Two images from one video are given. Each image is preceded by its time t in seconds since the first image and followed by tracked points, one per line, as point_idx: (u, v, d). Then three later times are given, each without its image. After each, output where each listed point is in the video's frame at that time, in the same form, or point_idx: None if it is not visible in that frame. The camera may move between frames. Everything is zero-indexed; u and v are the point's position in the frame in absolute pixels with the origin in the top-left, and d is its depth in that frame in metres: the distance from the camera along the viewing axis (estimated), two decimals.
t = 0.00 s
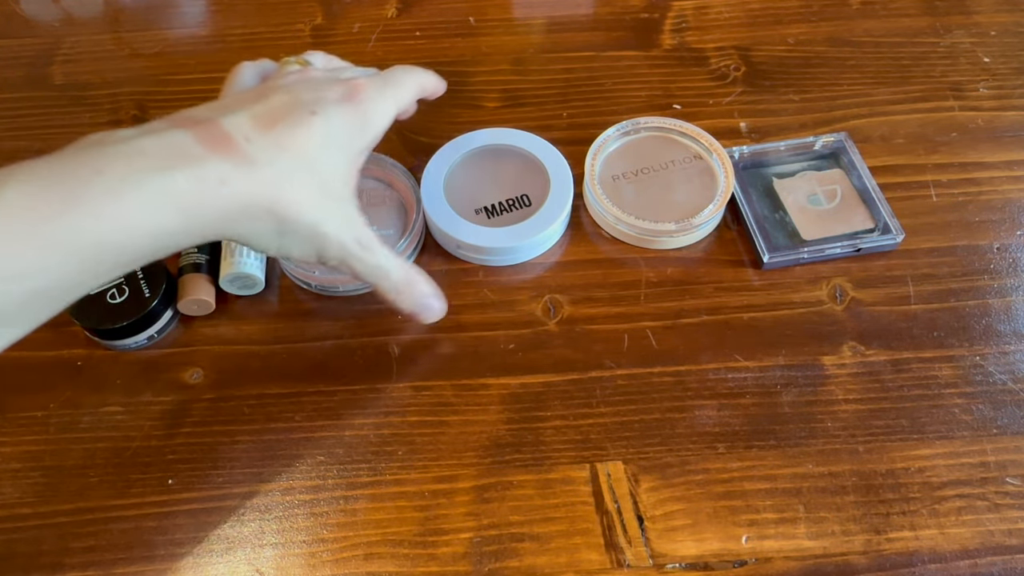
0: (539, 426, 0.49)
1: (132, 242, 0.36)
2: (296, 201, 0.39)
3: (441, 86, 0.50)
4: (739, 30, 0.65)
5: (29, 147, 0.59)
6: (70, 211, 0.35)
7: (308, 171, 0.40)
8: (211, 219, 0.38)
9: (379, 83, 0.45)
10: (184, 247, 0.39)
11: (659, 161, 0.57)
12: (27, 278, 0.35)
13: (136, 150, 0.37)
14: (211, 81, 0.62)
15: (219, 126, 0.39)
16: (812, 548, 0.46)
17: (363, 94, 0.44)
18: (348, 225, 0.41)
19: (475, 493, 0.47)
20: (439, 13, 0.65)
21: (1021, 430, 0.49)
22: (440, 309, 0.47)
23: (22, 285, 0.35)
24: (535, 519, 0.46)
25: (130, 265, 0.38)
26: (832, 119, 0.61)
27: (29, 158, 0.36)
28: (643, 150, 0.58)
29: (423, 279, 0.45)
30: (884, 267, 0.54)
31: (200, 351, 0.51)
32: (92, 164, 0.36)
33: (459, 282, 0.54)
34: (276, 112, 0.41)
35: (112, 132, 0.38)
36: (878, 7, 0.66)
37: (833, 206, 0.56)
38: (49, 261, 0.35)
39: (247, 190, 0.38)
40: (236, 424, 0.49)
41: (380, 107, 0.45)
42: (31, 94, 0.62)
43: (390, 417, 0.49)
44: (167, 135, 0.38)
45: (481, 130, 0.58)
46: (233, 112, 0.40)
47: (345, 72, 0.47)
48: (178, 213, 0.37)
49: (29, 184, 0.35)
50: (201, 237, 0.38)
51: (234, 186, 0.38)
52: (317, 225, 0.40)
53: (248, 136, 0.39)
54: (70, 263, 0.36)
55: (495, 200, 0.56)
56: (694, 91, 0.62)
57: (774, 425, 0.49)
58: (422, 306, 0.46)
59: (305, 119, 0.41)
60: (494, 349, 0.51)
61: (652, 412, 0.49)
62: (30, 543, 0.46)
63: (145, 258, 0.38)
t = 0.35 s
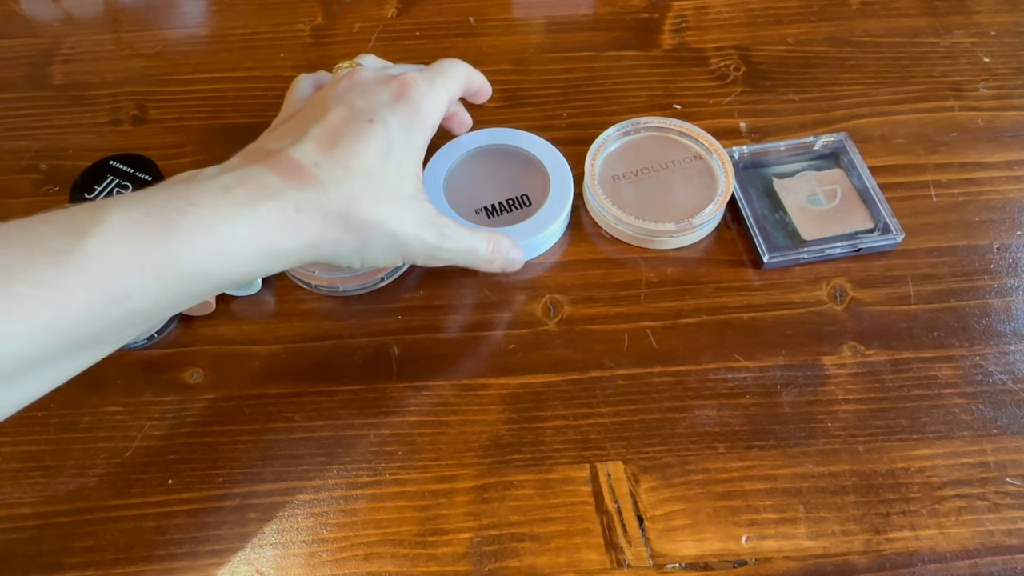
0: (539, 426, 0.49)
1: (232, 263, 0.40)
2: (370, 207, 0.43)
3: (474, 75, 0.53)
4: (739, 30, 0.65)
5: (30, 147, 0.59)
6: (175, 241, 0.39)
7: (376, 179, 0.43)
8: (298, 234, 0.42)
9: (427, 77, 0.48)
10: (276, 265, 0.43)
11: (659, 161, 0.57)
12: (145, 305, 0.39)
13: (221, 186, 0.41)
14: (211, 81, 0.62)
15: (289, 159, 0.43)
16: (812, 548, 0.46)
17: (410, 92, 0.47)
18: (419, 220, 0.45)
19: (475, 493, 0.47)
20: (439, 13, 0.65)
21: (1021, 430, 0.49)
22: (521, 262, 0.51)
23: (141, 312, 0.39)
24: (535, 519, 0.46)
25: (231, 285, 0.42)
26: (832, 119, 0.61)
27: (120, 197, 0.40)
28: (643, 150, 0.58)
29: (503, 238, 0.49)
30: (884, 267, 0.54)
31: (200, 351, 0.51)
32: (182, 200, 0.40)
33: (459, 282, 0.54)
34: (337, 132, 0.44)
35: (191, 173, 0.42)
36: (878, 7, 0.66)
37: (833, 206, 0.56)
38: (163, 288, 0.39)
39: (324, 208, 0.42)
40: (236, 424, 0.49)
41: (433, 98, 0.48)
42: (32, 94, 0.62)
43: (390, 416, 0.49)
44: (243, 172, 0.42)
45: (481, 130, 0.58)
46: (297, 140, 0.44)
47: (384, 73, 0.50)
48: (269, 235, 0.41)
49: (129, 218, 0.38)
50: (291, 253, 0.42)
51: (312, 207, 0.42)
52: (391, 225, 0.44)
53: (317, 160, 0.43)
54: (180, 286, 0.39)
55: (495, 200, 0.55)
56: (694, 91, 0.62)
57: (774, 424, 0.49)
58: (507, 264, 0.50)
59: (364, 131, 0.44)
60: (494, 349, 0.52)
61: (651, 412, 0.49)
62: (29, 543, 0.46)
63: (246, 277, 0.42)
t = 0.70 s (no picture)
0: (540, 426, 0.49)
1: (237, 299, 0.41)
2: (372, 236, 0.43)
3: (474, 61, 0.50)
4: (739, 30, 0.65)
5: (30, 148, 0.59)
6: (182, 278, 0.39)
7: (377, 204, 0.43)
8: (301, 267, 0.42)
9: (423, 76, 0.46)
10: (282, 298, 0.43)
11: (659, 161, 0.57)
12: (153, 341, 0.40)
13: (226, 221, 0.41)
14: (211, 81, 0.62)
15: (291, 188, 0.42)
16: (812, 548, 0.46)
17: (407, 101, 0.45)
18: (420, 244, 0.45)
19: (475, 493, 0.47)
20: (439, 13, 0.65)
21: (1021, 430, 0.49)
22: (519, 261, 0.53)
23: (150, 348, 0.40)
24: (535, 519, 0.46)
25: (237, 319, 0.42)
26: (832, 119, 0.61)
27: (125, 232, 0.40)
28: (643, 150, 0.58)
29: (508, 249, 0.50)
30: (884, 267, 0.54)
31: (200, 351, 0.51)
32: (187, 237, 0.40)
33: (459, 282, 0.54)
34: (333, 156, 0.43)
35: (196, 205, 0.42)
36: (878, 7, 0.66)
37: (833, 206, 0.56)
38: (174, 323, 0.39)
39: (327, 239, 0.42)
40: (236, 424, 0.49)
41: (432, 98, 0.46)
42: (31, 94, 0.62)
43: (390, 416, 0.49)
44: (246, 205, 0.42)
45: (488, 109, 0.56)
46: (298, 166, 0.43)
47: (382, 76, 0.48)
48: (274, 270, 0.41)
49: (140, 252, 0.39)
50: (294, 286, 0.43)
51: (314, 240, 0.42)
52: (394, 249, 0.44)
53: (316, 189, 0.42)
54: (189, 322, 0.40)
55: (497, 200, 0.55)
56: (694, 91, 0.62)
57: (774, 424, 0.49)
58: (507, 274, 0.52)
59: (364, 154, 0.43)
60: (493, 349, 0.52)
61: (651, 412, 0.49)
62: (28, 542, 0.46)
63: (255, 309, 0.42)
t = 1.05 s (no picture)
0: (540, 427, 0.49)
1: (134, 414, 0.39)
2: (279, 341, 0.38)
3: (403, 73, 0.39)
4: (739, 30, 0.65)
5: (30, 148, 0.59)
6: (60, 404, 0.37)
7: (276, 307, 0.37)
8: (202, 375, 0.39)
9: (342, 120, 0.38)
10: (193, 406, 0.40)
11: (659, 161, 0.58)
12: (44, 467, 0.38)
13: (111, 334, 0.39)
14: (211, 81, 0.62)
15: (187, 291, 0.38)
16: (812, 548, 0.46)
17: (316, 160, 0.38)
18: (342, 342, 0.39)
19: (475, 493, 0.47)
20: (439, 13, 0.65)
21: (1021, 430, 0.49)
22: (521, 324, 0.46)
23: (50, 471, 0.39)
24: (535, 519, 0.46)
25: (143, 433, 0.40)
26: (832, 119, 0.61)
27: (18, 341, 0.39)
28: (643, 150, 0.58)
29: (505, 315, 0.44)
30: (884, 267, 0.54)
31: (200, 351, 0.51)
32: (65, 358, 0.38)
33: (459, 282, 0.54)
34: (234, 250, 0.38)
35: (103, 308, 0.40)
36: (878, 7, 0.66)
37: (833, 206, 0.56)
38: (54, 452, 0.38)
39: (223, 347, 0.38)
40: (236, 423, 0.49)
41: (347, 152, 0.38)
42: (31, 94, 0.62)
43: (390, 416, 0.49)
44: (145, 307, 0.39)
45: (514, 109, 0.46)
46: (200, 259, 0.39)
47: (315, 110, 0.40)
48: (175, 381, 0.39)
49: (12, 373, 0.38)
50: (202, 393, 0.40)
51: (211, 348, 0.38)
52: (315, 349, 0.39)
53: (210, 288, 0.38)
54: (82, 446, 0.38)
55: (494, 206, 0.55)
56: (694, 91, 0.62)
57: (774, 424, 0.49)
58: (499, 344, 0.46)
59: (262, 249, 0.37)
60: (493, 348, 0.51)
61: (651, 412, 0.49)
62: (27, 542, 0.46)
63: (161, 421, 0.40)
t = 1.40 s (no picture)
0: (540, 427, 0.49)
1: (59, 489, 0.42)
2: (200, 411, 0.39)
3: (332, 116, 0.36)
4: (739, 30, 0.65)
5: (29, 147, 0.59)
6: None
7: (192, 378, 0.38)
8: (121, 450, 0.41)
9: (258, 176, 0.35)
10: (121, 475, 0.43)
11: (659, 161, 0.58)
12: None
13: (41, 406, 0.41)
14: (210, 81, 0.62)
15: (112, 359, 0.40)
16: (812, 548, 0.46)
17: (231, 221, 0.35)
18: (261, 411, 0.39)
19: (474, 493, 0.47)
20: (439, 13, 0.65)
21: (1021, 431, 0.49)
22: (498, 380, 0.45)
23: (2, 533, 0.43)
24: (535, 519, 0.46)
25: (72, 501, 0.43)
26: (832, 119, 0.60)
27: None
28: (643, 150, 0.58)
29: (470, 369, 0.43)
30: (884, 267, 0.54)
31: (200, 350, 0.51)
32: None
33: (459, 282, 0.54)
34: (153, 316, 0.38)
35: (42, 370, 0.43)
36: (878, 7, 0.66)
37: (833, 206, 0.56)
38: None
39: (138, 423, 0.40)
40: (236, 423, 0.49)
41: (264, 211, 0.35)
42: (31, 93, 0.62)
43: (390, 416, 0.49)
44: (76, 373, 0.41)
45: (509, 129, 0.43)
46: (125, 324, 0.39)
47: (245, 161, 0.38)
48: (101, 452, 0.41)
49: None
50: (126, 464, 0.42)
51: (127, 424, 0.40)
52: (237, 417, 0.39)
53: (129, 357, 0.39)
54: (23, 513, 0.42)
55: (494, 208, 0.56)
56: (694, 91, 0.62)
57: (774, 424, 0.49)
58: (467, 394, 0.44)
59: (174, 321, 0.37)
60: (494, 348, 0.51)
61: (651, 412, 0.49)
62: (26, 542, 0.46)
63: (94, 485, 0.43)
